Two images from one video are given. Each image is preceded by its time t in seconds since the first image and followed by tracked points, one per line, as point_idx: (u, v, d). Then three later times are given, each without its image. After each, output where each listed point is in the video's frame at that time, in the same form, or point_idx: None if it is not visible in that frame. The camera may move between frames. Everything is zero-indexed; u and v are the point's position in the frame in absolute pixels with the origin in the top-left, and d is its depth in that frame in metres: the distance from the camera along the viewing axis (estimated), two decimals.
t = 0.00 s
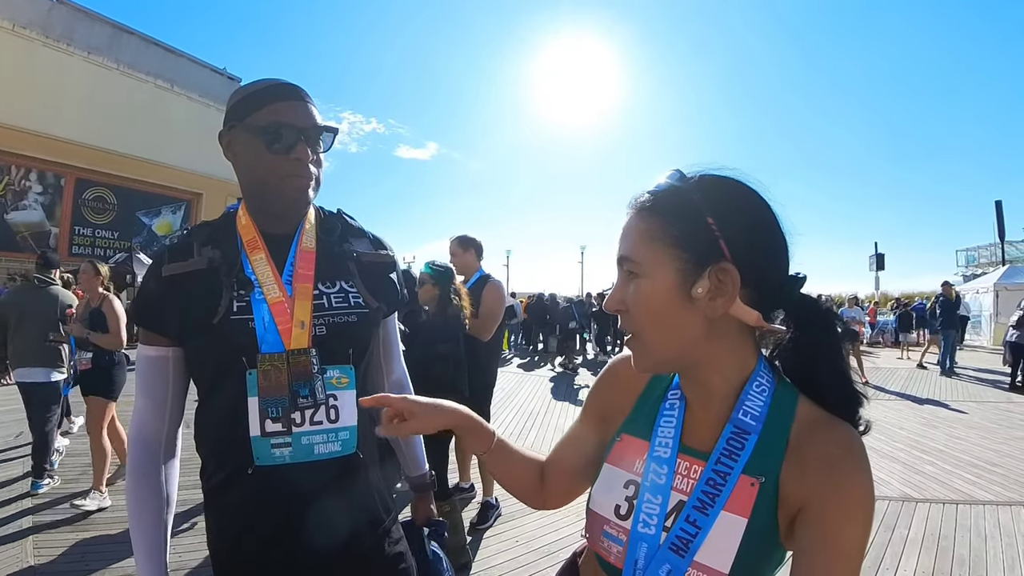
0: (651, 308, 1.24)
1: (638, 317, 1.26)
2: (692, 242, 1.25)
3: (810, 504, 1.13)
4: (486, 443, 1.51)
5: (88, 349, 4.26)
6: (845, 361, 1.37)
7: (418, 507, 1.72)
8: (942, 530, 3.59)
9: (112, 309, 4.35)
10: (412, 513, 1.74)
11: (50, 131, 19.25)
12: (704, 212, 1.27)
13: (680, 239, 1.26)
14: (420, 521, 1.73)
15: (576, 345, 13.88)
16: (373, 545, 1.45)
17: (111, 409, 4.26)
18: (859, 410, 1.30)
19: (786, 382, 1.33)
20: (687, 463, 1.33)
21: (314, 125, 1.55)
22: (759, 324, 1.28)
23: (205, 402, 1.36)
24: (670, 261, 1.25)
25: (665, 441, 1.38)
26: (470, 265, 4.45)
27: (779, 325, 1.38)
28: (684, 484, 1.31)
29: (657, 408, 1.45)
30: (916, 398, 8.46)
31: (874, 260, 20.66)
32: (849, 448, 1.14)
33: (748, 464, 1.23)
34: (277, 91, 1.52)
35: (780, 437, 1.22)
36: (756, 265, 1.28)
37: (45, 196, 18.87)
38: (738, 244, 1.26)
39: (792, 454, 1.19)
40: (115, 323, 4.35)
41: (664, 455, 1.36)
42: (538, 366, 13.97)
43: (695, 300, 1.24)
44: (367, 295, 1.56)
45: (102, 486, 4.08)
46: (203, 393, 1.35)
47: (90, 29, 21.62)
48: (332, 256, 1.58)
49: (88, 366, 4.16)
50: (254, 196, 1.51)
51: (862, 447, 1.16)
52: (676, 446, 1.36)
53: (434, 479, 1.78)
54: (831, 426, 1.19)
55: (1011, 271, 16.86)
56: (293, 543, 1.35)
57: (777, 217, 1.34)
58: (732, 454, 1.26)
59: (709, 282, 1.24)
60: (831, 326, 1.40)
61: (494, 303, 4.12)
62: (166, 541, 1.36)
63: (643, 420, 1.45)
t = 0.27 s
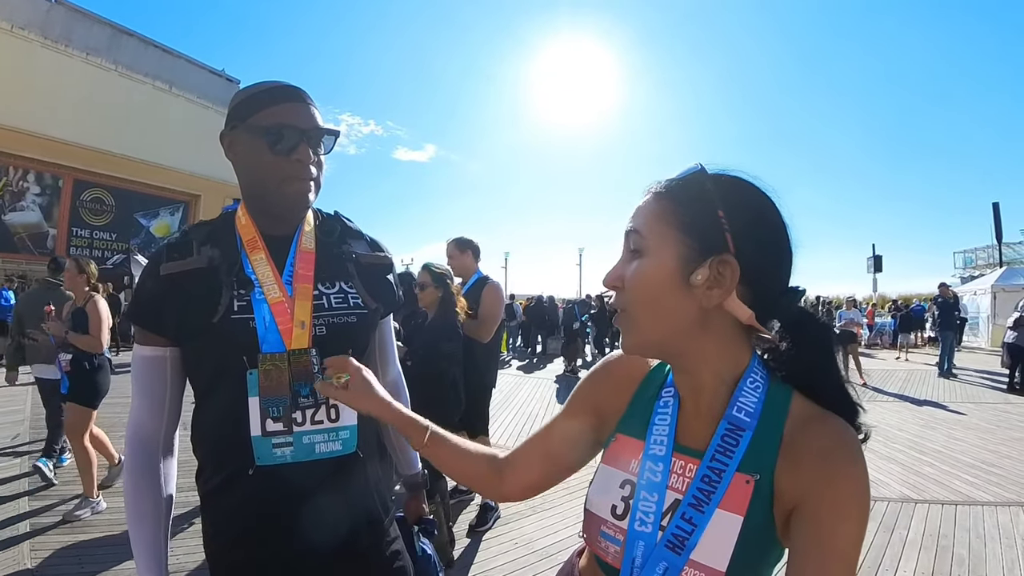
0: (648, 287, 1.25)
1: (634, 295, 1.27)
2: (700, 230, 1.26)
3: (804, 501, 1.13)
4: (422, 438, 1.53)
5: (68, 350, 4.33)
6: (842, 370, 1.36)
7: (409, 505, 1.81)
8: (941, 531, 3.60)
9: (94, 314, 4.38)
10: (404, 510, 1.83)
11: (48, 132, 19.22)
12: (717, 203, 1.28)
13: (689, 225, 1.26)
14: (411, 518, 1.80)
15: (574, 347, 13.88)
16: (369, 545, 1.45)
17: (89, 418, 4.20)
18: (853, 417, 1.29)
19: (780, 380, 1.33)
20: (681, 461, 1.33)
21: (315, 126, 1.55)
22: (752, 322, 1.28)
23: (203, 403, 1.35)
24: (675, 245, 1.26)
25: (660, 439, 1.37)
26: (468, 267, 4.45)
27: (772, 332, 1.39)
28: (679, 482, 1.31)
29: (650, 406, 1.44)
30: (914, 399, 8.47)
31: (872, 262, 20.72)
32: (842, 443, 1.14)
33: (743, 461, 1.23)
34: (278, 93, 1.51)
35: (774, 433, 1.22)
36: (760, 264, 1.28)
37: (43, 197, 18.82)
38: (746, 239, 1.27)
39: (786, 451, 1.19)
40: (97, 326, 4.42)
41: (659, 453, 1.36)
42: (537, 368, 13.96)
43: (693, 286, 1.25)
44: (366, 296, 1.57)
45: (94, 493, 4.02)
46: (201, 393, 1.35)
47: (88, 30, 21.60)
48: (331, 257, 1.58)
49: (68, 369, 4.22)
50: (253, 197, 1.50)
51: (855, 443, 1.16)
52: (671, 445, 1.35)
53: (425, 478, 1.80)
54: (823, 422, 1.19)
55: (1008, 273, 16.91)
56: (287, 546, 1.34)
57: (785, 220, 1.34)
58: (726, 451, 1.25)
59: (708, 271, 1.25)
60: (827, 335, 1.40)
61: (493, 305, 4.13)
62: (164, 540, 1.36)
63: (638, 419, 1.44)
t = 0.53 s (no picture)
0: (645, 288, 1.25)
1: (632, 297, 1.27)
2: (693, 228, 1.26)
3: (807, 499, 1.13)
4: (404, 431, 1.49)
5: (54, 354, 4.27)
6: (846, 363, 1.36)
7: (410, 504, 1.78)
8: (942, 531, 3.59)
9: (76, 314, 4.28)
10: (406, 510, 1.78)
11: (47, 134, 19.22)
12: (708, 200, 1.28)
13: (680, 225, 1.27)
14: (415, 517, 1.76)
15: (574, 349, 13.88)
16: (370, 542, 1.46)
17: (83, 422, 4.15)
18: (858, 410, 1.29)
19: (783, 376, 1.32)
20: (683, 459, 1.32)
21: (319, 125, 1.55)
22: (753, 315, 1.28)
23: (205, 401, 1.34)
24: (669, 244, 1.26)
25: (661, 436, 1.37)
26: (468, 268, 4.45)
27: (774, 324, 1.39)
28: (681, 480, 1.31)
29: (653, 403, 1.44)
30: (914, 400, 8.47)
31: (871, 264, 20.73)
32: (843, 440, 1.14)
33: (745, 458, 1.23)
34: (281, 90, 1.51)
35: (777, 431, 1.21)
36: (757, 259, 1.28)
37: (41, 198, 18.81)
38: (740, 234, 1.27)
39: (789, 449, 1.18)
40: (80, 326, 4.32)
41: (660, 451, 1.36)
42: (537, 370, 13.95)
43: (690, 285, 1.25)
44: (368, 292, 1.61)
45: (93, 495, 4.02)
46: (201, 389, 1.34)
47: (88, 32, 21.63)
48: (333, 255, 1.61)
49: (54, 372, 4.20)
50: (257, 195, 1.49)
51: (858, 440, 1.15)
52: (673, 442, 1.35)
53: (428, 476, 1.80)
54: (826, 420, 1.19)
55: (1007, 275, 16.93)
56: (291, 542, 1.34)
57: (781, 216, 1.34)
58: (729, 448, 1.25)
59: (705, 268, 1.24)
60: (831, 327, 1.39)
61: (493, 306, 4.09)
62: (167, 545, 1.34)
63: (640, 416, 1.44)
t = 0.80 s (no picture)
0: (639, 295, 1.25)
1: (626, 304, 1.28)
2: (686, 234, 1.26)
3: (802, 504, 1.12)
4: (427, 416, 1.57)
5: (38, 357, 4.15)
6: (843, 367, 1.36)
7: (415, 509, 1.73)
8: (942, 533, 3.59)
9: (59, 316, 4.12)
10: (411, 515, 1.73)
11: (46, 135, 19.22)
12: (702, 204, 1.28)
13: (674, 230, 1.27)
14: (420, 522, 1.71)
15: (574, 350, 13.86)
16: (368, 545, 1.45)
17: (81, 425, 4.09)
18: (855, 415, 1.29)
19: (779, 381, 1.32)
20: (678, 463, 1.32)
21: (324, 125, 1.56)
22: (747, 321, 1.28)
23: (205, 401, 1.33)
24: (662, 250, 1.26)
25: (656, 440, 1.37)
26: (468, 270, 4.45)
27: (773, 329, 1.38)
28: (675, 484, 1.30)
29: (648, 408, 1.44)
30: (913, 402, 8.47)
31: (870, 265, 20.75)
32: (840, 446, 1.14)
33: (740, 463, 1.22)
34: (286, 91, 1.52)
35: (772, 435, 1.21)
36: (752, 263, 1.28)
37: (40, 199, 18.82)
38: (734, 239, 1.26)
39: (784, 454, 1.18)
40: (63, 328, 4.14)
41: (655, 454, 1.35)
42: (536, 372, 13.93)
43: (683, 290, 1.25)
44: (369, 292, 1.62)
45: (92, 497, 3.99)
46: (201, 389, 1.34)
47: (88, 33, 21.64)
48: (334, 254, 1.61)
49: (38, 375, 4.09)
50: (260, 194, 1.49)
51: (854, 445, 1.15)
52: (667, 446, 1.35)
53: (431, 479, 1.77)
54: (822, 425, 1.18)
55: (1006, 276, 16.93)
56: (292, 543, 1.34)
57: (777, 219, 1.34)
58: (724, 453, 1.24)
59: (698, 274, 1.24)
60: (827, 331, 1.39)
61: (494, 306, 4.10)
62: (163, 547, 1.33)
63: (635, 420, 1.44)
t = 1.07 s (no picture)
0: (627, 296, 1.27)
1: (616, 305, 1.29)
2: (672, 235, 1.27)
3: (792, 498, 1.13)
4: (459, 395, 1.65)
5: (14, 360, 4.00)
6: (834, 362, 1.36)
7: (413, 512, 1.73)
8: (940, 532, 3.60)
9: (36, 315, 4.04)
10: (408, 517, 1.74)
11: (46, 135, 19.24)
12: (686, 205, 1.28)
13: (660, 232, 1.28)
14: (417, 524, 1.73)
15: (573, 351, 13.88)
16: (371, 542, 1.46)
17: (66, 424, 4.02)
18: (846, 411, 1.29)
19: (771, 377, 1.33)
20: (671, 457, 1.33)
21: (333, 127, 1.57)
22: (735, 319, 1.28)
23: (213, 398, 1.34)
24: (648, 252, 1.27)
25: (650, 434, 1.38)
26: (468, 270, 4.46)
27: (762, 324, 1.39)
28: (668, 478, 1.31)
29: (643, 403, 1.45)
30: (912, 402, 8.46)
31: (869, 267, 20.73)
32: (829, 441, 1.14)
33: (731, 458, 1.23)
34: (297, 92, 1.52)
35: (761, 430, 1.21)
36: (739, 261, 1.28)
37: (40, 200, 18.84)
38: (720, 239, 1.27)
39: (773, 448, 1.19)
40: (39, 327, 4.05)
41: (649, 449, 1.36)
42: (536, 373, 13.93)
43: (671, 291, 1.25)
44: (375, 292, 1.65)
45: (90, 496, 3.98)
46: (209, 387, 1.34)
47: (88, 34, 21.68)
48: (342, 255, 1.65)
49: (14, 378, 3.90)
50: (267, 191, 1.50)
51: (843, 441, 1.15)
52: (661, 440, 1.36)
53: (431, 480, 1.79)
54: (813, 420, 1.18)
55: (1005, 278, 16.94)
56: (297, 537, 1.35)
57: (764, 218, 1.34)
58: (715, 448, 1.25)
59: (686, 274, 1.25)
60: (819, 326, 1.39)
61: (493, 307, 4.12)
62: (170, 545, 1.33)
63: (631, 415, 1.45)
